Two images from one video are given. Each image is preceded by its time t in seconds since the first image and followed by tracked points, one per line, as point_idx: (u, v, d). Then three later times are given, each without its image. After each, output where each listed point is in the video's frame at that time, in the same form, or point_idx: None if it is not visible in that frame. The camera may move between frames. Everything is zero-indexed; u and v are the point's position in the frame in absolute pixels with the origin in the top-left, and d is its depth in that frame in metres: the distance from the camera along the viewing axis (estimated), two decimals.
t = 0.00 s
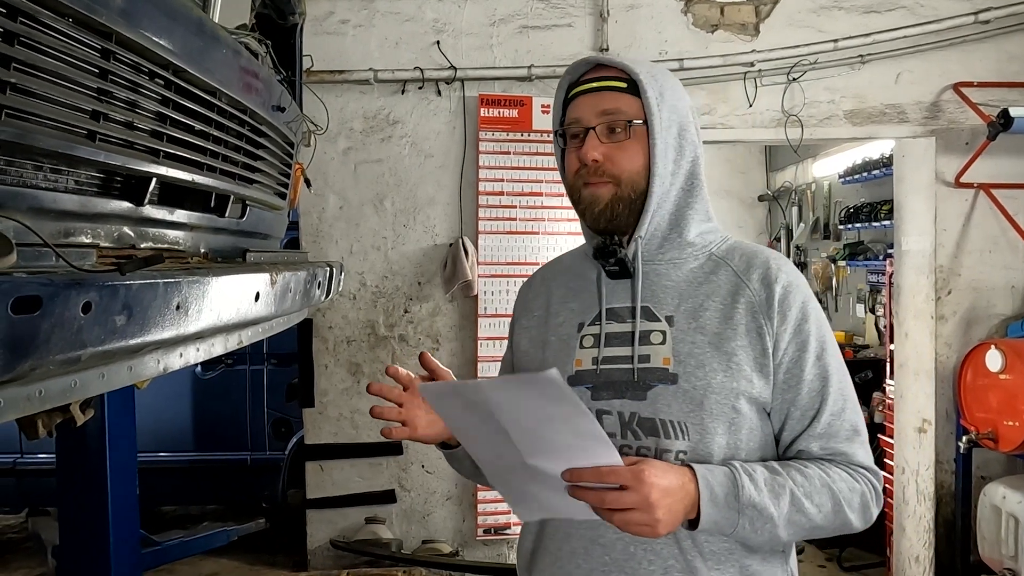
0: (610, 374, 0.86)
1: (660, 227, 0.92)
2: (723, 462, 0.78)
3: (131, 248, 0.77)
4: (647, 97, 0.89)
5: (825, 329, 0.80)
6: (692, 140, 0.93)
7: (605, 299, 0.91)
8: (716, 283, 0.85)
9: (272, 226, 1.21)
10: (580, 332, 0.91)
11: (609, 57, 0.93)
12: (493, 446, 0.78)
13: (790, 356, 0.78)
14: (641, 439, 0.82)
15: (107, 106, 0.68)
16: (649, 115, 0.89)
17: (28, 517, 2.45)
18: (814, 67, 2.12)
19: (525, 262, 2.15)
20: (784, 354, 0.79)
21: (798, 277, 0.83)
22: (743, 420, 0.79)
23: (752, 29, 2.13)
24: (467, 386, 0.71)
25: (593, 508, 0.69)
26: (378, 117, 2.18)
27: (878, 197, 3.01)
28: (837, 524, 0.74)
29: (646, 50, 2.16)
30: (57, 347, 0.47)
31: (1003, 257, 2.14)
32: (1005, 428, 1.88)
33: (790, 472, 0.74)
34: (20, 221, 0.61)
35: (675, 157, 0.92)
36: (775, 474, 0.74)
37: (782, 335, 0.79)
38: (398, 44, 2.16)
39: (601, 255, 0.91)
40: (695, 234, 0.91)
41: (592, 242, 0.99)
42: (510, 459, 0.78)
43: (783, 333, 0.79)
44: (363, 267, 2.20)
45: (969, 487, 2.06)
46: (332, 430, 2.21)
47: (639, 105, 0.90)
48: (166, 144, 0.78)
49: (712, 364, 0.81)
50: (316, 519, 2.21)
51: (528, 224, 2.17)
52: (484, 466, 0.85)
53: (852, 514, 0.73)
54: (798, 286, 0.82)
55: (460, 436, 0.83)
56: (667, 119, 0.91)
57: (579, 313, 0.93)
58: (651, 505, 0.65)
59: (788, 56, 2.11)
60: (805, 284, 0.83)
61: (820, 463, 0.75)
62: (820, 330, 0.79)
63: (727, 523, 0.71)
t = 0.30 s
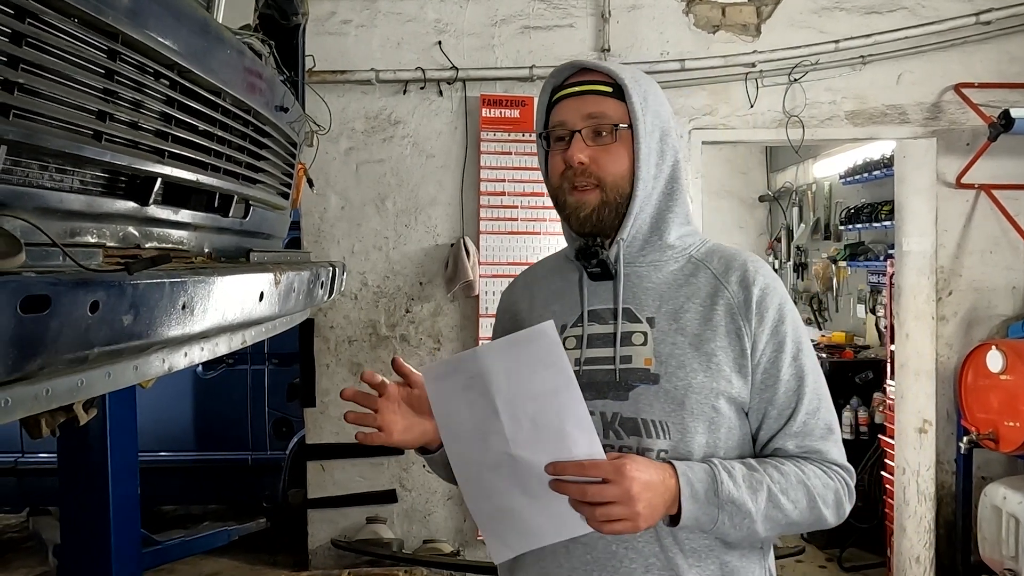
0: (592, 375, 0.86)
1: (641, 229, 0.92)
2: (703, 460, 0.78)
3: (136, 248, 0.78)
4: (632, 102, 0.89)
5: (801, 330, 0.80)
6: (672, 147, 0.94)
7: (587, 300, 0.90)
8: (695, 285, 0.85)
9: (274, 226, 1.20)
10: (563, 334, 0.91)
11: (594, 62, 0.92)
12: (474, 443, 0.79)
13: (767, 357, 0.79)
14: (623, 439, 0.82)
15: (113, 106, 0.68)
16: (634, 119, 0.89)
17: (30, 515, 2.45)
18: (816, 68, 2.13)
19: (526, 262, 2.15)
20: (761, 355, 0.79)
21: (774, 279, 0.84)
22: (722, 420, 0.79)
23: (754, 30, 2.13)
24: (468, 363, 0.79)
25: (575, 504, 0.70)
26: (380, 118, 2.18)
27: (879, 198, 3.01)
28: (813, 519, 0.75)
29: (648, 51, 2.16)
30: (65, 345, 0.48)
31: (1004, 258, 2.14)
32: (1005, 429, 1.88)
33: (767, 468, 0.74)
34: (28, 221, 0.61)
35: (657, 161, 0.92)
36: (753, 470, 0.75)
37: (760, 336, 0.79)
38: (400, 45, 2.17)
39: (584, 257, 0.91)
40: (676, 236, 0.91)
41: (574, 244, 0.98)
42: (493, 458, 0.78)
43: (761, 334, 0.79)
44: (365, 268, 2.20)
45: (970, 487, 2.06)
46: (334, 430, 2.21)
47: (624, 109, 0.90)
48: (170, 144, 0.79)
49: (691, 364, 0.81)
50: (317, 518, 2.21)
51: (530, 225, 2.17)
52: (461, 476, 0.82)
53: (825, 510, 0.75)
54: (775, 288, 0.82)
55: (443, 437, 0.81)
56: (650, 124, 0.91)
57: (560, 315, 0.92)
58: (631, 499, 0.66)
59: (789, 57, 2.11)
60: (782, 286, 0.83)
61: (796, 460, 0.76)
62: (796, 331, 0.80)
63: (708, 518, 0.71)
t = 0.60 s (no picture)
0: (590, 377, 0.85)
1: (635, 230, 0.92)
2: (703, 458, 0.78)
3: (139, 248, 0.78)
4: (630, 103, 0.90)
5: (791, 328, 0.82)
6: (662, 148, 0.95)
7: (581, 301, 0.90)
8: (689, 285, 0.85)
9: (275, 227, 1.21)
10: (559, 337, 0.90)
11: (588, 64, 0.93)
12: (479, 444, 0.79)
13: (761, 355, 0.80)
14: (623, 441, 0.81)
15: (116, 107, 0.69)
16: (632, 121, 0.90)
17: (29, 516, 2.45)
18: (814, 70, 2.13)
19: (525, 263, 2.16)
20: (755, 352, 0.80)
21: (764, 277, 0.85)
22: (720, 418, 0.80)
23: (753, 31, 2.14)
24: (467, 367, 0.76)
25: (582, 506, 0.71)
26: (380, 119, 2.18)
27: (877, 199, 3.02)
28: (807, 512, 0.77)
29: (647, 52, 2.16)
30: (71, 344, 0.48)
31: (1001, 259, 2.15)
32: (1003, 429, 1.89)
33: (764, 464, 0.76)
34: (33, 221, 0.62)
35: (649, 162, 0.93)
36: (751, 467, 0.75)
37: (754, 334, 0.80)
38: (400, 46, 2.17)
39: (579, 256, 0.90)
40: (668, 236, 0.91)
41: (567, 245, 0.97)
42: (498, 458, 0.78)
43: (754, 332, 0.80)
44: (364, 268, 2.21)
45: (968, 487, 2.07)
46: (333, 430, 2.21)
47: (622, 111, 0.90)
48: (173, 145, 0.79)
49: (689, 364, 0.81)
50: (316, 519, 2.21)
51: (529, 225, 2.17)
52: (464, 475, 0.82)
53: (819, 502, 0.77)
54: (766, 286, 0.83)
55: (446, 441, 0.80)
56: (645, 125, 0.92)
57: (555, 316, 0.92)
58: (640, 500, 0.67)
59: (787, 58, 2.12)
60: (772, 284, 0.85)
61: (790, 455, 0.77)
62: (786, 328, 0.82)
63: (711, 516, 0.72)
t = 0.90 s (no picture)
0: (602, 380, 0.85)
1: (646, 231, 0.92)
2: (720, 459, 0.79)
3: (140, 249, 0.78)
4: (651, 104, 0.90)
5: (800, 324, 0.83)
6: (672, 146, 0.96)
7: (593, 303, 0.90)
8: (700, 285, 0.86)
9: (274, 228, 1.21)
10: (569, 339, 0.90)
11: (604, 62, 0.93)
12: (496, 455, 0.79)
13: (772, 352, 0.81)
14: (639, 444, 0.81)
15: (119, 109, 0.69)
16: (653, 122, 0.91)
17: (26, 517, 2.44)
18: (812, 71, 2.14)
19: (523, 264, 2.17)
20: (767, 350, 0.81)
21: (773, 274, 0.86)
22: (735, 418, 0.81)
23: (750, 32, 2.15)
24: (480, 382, 0.76)
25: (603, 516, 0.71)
26: (378, 119, 2.19)
27: (874, 199, 3.03)
28: (823, 507, 0.78)
29: (644, 53, 2.17)
30: (75, 344, 0.48)
31: (997, 259, 2.16)
32: (999, 429, 1.90)
33: (780, 463, 0.76)
34: (36, 221, 0.62)
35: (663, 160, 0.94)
36: (767, 466, 0.76)
37: (766, 331, 0.81)
38: (398, 47, 2.17)
39: (590, 256, 0.90)
40: (678, 234, 0.92)
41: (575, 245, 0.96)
42: (514, 469, 0.78)
43: (766, 329, 0.81)
44: (363, 268, 2.21)
45: (964, 487, 2.08)
46: (332, 431, 2.21)
47: (642, 111, 0.91)
48: (173, 146, 0.80)
49: (703, 365, 0.81)
50: (315, 519, 2.21)
51: (527, 226, 2.18)
52: (483, 489, 0.83)
53: (835, 497, 0.77)
54: (775, 282, 0.85)
55: (463, 456, 0.81)
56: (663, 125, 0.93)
57: (565, 319, 0.92)
58: (661, 507, 0.67)
59: (784, 59, 2.13)
60: (780, 280, 0.86)
61: (805, 452, 0.78)
62: (796, 324, 0.83)
63: (731, 517, 0.72)
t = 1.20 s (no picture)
0: (622, 379, 0.86)
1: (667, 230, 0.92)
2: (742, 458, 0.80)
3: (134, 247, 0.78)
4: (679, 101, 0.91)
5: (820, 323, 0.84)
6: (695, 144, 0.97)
7: (612, 301, 0.90)
8: (720, 283, 0.86)
9: (269, 227, 1.21)
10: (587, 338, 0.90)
11: (632, 55, 0.92)
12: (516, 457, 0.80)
13: (794, 350, 0.82)
14: (661, 444, 0.82)
15: (113, 107, 0.69)
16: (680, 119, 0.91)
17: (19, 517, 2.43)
18: (806, 70, 2.15)
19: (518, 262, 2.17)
20: (788, 348, 0.82)
21: (793, 272, 0.87)
22: (757, 417, 0.81)
23: (744, 31, 2.16)
24: (501, 382, 0.78)
25: (626, 516, 0.71)
26: (373, 118, 2.18)
27: (868, 198, 3.05)
28: (844, 506, 0.78)
29: (638, 52, 2.18)
30: (69, 342, 0.48)
31: (990, 258, 2.18)
32: (991, 426, 1.91)
33: (803, 461, 0.77)
34: (29, 219, 0.62)
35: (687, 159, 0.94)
36: (790, 465, 0.76)
37: (787, 329, 0.82)
38: (393, 45, 2.17)
39: (612, 255, 0.91)
40: (698, 233, 0.92)
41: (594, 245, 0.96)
42: (535, 471, 0.79)
43: (788, 327, 0.82)
44: (357, 267, 2.21)
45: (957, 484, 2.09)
46: (326, 430, 2.20)
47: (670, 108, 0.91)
48: (168, 144, 0.79)
49: (726, 365, 0.82)
50: (310, 518, 2.21)
51: (522, 225, 2.18)
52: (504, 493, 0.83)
53: (856, 496, 0.78)
54: (796, 281, 0.85)
55: (483, 463, 0.82)
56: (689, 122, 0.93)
57: (583, 317, 0.91)
58: (686, 505, 0.67)
59: (779, 58, 2.13)
60: (800, 279, 0.86)
61: (826, 450, 0.79)
62: (817, 322, 0.83)
63: (755, 516, 0.73)
